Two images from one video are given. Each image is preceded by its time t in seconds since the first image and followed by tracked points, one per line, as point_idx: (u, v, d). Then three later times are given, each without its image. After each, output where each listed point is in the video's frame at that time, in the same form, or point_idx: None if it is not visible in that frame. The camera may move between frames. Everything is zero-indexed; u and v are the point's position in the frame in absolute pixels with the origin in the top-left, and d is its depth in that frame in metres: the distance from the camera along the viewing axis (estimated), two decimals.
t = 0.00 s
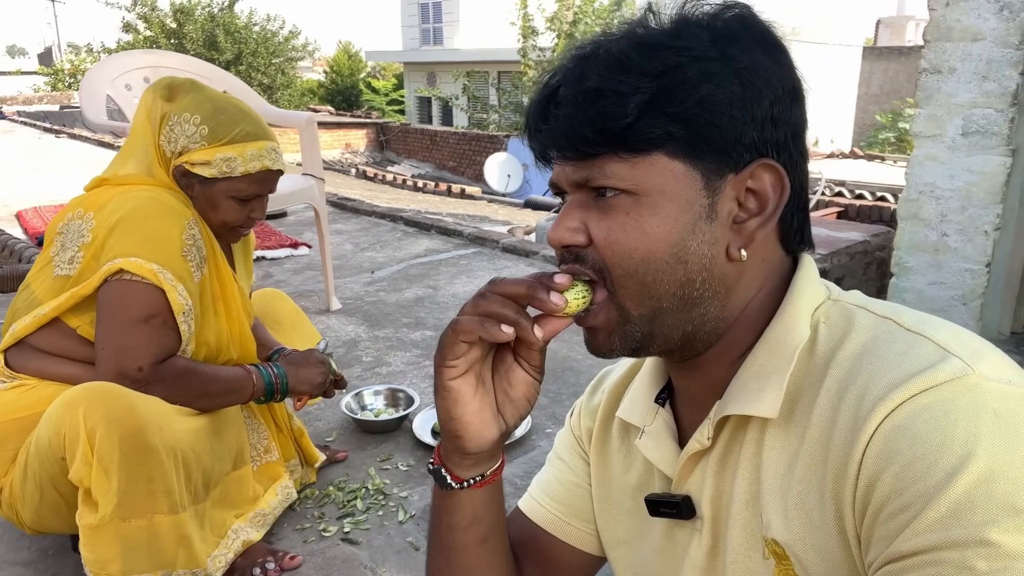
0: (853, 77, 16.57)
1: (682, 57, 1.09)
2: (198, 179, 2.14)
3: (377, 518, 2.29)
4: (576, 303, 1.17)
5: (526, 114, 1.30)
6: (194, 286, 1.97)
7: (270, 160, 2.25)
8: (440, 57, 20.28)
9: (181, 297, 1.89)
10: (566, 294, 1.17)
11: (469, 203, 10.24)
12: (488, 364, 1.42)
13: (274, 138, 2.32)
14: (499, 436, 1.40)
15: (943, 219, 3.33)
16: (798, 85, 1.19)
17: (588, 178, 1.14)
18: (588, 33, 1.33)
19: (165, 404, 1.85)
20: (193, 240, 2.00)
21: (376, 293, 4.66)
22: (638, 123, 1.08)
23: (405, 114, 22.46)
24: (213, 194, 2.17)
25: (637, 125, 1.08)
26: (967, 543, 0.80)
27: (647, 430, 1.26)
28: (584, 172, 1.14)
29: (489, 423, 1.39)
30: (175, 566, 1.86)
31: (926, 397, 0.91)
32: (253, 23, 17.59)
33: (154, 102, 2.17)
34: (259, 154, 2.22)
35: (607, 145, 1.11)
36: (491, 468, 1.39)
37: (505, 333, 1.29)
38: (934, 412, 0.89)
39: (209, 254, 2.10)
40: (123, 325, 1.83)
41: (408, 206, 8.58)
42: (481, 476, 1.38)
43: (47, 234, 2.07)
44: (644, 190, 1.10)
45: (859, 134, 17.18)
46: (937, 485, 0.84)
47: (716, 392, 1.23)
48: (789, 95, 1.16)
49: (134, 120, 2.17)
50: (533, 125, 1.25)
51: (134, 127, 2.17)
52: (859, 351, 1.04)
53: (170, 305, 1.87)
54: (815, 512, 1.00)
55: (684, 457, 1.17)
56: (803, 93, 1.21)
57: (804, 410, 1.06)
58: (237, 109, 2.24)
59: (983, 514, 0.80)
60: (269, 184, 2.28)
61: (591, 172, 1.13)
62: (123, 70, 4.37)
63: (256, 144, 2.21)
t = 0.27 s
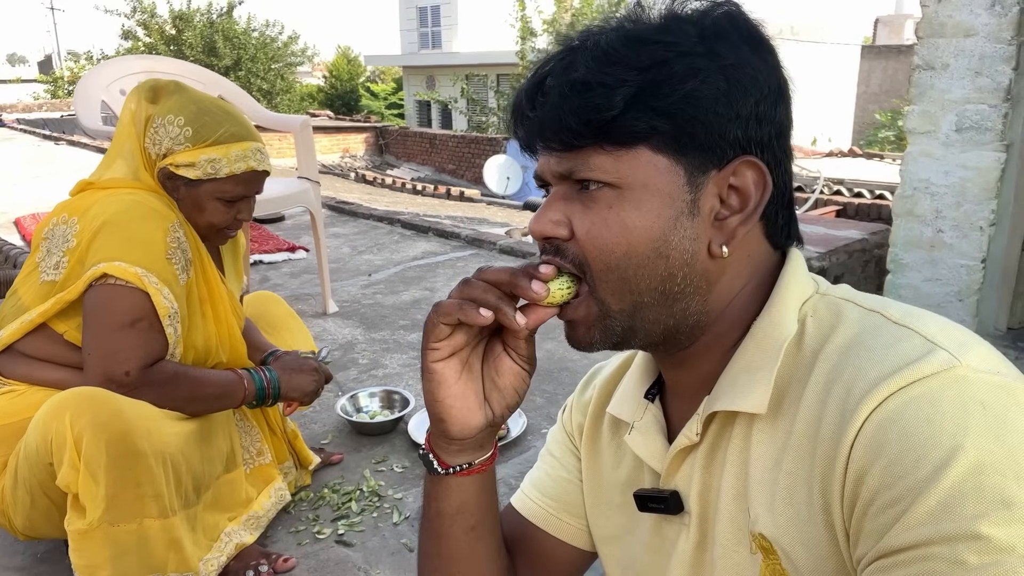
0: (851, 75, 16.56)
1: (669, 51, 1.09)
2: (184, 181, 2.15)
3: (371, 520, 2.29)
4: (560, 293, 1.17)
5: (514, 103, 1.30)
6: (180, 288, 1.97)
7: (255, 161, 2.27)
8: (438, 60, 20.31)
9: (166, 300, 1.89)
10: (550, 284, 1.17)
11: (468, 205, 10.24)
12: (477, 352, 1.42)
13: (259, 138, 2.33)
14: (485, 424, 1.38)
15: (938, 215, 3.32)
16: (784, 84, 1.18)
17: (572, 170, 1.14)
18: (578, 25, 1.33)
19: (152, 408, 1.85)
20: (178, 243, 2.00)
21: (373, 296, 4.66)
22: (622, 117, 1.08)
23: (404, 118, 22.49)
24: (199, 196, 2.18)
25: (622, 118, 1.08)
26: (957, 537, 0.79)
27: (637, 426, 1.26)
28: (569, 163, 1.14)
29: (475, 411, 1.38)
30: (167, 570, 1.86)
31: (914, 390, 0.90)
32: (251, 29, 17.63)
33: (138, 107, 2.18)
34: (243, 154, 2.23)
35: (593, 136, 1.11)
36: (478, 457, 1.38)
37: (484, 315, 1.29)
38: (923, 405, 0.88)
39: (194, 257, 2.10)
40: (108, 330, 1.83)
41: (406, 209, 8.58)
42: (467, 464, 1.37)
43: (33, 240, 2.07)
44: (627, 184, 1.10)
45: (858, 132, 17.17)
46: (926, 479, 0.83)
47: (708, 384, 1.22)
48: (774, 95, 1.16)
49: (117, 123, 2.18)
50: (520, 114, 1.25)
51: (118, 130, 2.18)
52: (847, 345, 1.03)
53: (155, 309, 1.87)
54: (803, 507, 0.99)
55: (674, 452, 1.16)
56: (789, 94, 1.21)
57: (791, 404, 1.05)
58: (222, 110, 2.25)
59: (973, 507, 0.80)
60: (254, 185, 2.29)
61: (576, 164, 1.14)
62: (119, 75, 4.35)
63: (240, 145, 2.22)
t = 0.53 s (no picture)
0: (854, 80, 16.57)
1: (657, 53, 1.11)
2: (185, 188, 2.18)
3: (375, 522, 2.30)
4: (547, 281, 1.20)
5: (505, 104, 1.32)
6: (182, 293, 2.00)
7: (255, 166, 2.29)
8: (442, 70, 20.41)
9: (170, 305, 1.92)
10: (539, 274, 1.20)
11: (472, 213, 10.27)
12: (472, 347, 1.44)
13: (258, 143, 2.36)
14: (483, 418, 1.40)
15: (939, 216, 3.33)
16: (771, 85, 1.20)
17: (562, 168, 1.16)
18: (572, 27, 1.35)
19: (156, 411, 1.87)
20: (180, 248, 2.02)
21: (377, 302, 4.68)
22: (610, 116, 1.10)
23: (409, 127, 22.59)
24: (200, 202, 2.21)
25: (610, 117, 1.10)
26: (938, 514, 0.81)
27: (631, 418, 1.27)
28: (559, 162, 1.16)
29: (473, 405, 1.40)
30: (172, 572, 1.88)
31: (898, 374, 0.92)
32: (257, 41, 17.77)
33: (137, 116, 2.21)
34: (243, 159, 2.25)
35: (583, 136, 1.13)
36: (477, 451, 1.40)
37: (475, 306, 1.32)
38: (905, 388, 0.90)
39: (196, 262, 2.13)
40: (113, 335, 1.85)
41: (410, 217, 8.62)
42: (467, 459, 1.39)
43: (38, 248, 2.10)
44: (615, 182, 1.12)
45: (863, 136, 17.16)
46: (908, 458, 0.85)
47: (700, 375, 1.24)
48: (760, 95, 1.17)
49: (119, 132, 2.21)
50: (512, 114, 1.27)
51: (120, 139, 2.21)
52: (835, 333, 1.04)
53: (158, 313, 1.90)
54: (792, 491, 1.00)
55: (667, 443, 1.18)
56: (777, 95, 1.22)
57: (780, 392, 1.07)
58: (221, 117, 2.29)
59: (954, 485, 0.81)
60: (255, 190, 2.32)
61: (566, 162, 1.15)
62: (123, 87, 4.43)
63: (240, 151, 2.25)
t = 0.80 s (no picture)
0: (858, 73, 16.49)
1: (659, 56, 1.10)
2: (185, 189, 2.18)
3: (378, 522, 2.30)
4: (544, 283, 1.20)
5: (505, 104, 1.32)
6: (183, 296, 2.00)
7: (255, 165, 2.31)
8: (444, 66, 20.37)
9: (170, 307, 1.92)
10: (536, 276, 1.20)
11: (475, 209, 10.26)
12: (471, 352, 1.44)
13: (257, 143, 2.37)
14: (485, 423, 1.39)
15: (943, 211, 3.31)
16: (773, 89, 1.19)
17: (562, 171, 1.15)
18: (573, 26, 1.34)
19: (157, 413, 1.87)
20: (181, 251, 2.02)
21: (380, 301, 4.68)
22: (611, 119, 1.09)
23: (411, 123, 22.56)
24: (201, 203, 2.21)
25: (610, 121, 1.09)
26: (939, 518, 0.80)
27: (630, 421, 1.27)
28: (558, 165, 1.16)
29: (474, 411, 1.40)
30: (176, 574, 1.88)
31: (898, 376, 0.91)
32: (258, 38, 17.75)
33: (136, 117, 2.20)
34: (242, 158, 2.26)
35: (582, 139, 1.12)
36: (479, 457, 1.39)
37: (472, 309, 1.32)
38: (906, 391, 0.89)
39: (197, 264, 2.13)
40: (114, 338, 1.85)
41: (413, 214, 8.62)
42: (469, 466, 1.38)
43: (38, 251, 2.10)
44: (614, 185, 1.12)
45: (866, 129, 17.08)
46: (909, 462, 0.84)
47: (699, 379, 1.23)
48: (762, 100, 1.16)
49: (118, 133, 2.21)
50: (512, 116, 1.26)
51: (119, 140, 2.20)
52: (835, 335, 1.04)
53: (159, 315, 1.90)
54: (791, 494, 1.00)
55: (665, 446, 1.17)
56: (779, 99, 1.21)
57: (779, 394, 1.06)
58: (220, 117, 2.29)
59: (955, 489, 0.80)
60: (254, 189, 2.33)
61: (565, 165, 1.15)
62: (123, 87, 4.43)
63: (240, 150, 2.26)
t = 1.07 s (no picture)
0: (857, 64, 16.44)
1: (668, 53, 1.08)
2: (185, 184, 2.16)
3: (379, 519, 2.30)
4: (551, 283, 1.19)
5: (510, 100, 1.30)
6: (183, 292, 1.98)
7: (254, 159, 2.30)
8: (442, 56, 20.27)
9: (169, 304, 1.90)
10: (541, 276, 1.19)
11: (474, 201, 10.24)
12: (476, 354, 1.42)
13: (257, 136, 2.35)
14: (491, 426, 1.38)
15: (945, 205, 3.30)
16: (783, 87, 1.17)
17: (568, 170, 1.14)
18: (579, 22, 1.32)
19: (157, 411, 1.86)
20: (180, 247, 2.00)
21: (379, 294, 4.67)
22: (619, 117, 1.08)
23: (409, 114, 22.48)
24: (201, 197, 2.20)
25: (618, 119, 1.08)
26: (953, 526, 0.79)
27: (633, 421, 1.26)
28: (565, 163, 1.14)
29: (480, 414, 1.38)
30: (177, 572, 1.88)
31: (911, 380, 0.90)
32: (255, 28, 17.65)
33: (134, 111, 2.18)
34: (242, 153, 2.25)
35: (589, 136, 1.11)
36: (485, 461, 1.38)
37: (475, 309, 1.31)
38: (919, 395, 0.88)
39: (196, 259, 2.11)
40: (113, 334, 1.84)
41: (412, 206, 8.59)
42: (475, 469, 1.38)
43: (36, 247, 2.08)
44: (621, 184, 1.10)
45: (865, 121, 17.04)
46: (923, 468, 0.83)
47: (705, 380, 1.22)
48: (772, 98, 1.15)
49: (116, 127, 2.19)
50: (518, 113, 1.24)
51: (117, 134, 2.18)
52: (844, 337, 1.03)
53: (158, 312, 1.88)
54: (800, 498, 0.99)
55: (669, 447, 1.16)
56: (788, 97, 1.20)
57: (787, 395, 1.05)
58: (220, 111, 2.27)
59: (970, 496, 0.79)
60: (254, 184, 2.32)
61: (572, 162, 1.13)
62: (121, 79, 4.39)
63: (240, 144, 2.24)
